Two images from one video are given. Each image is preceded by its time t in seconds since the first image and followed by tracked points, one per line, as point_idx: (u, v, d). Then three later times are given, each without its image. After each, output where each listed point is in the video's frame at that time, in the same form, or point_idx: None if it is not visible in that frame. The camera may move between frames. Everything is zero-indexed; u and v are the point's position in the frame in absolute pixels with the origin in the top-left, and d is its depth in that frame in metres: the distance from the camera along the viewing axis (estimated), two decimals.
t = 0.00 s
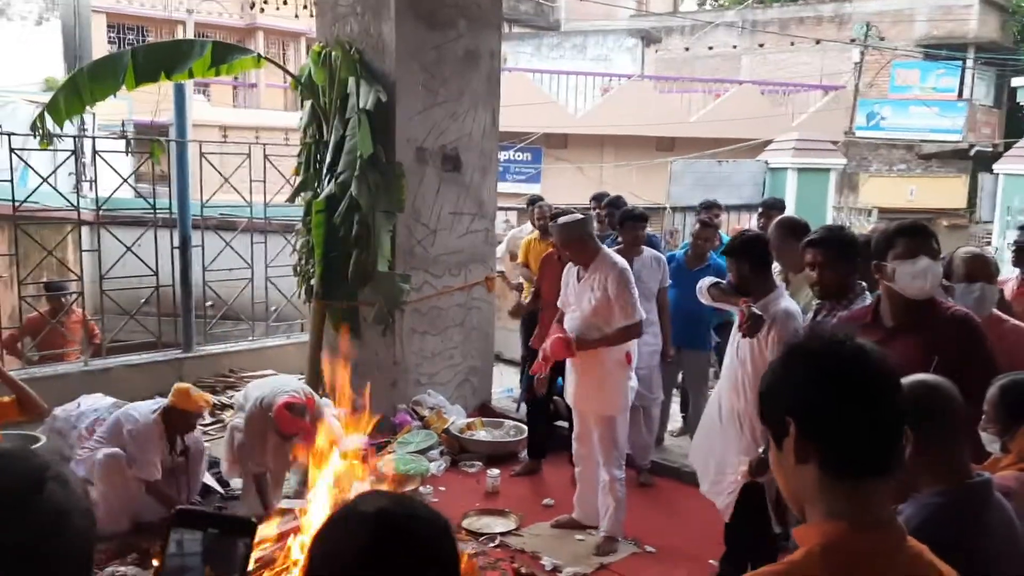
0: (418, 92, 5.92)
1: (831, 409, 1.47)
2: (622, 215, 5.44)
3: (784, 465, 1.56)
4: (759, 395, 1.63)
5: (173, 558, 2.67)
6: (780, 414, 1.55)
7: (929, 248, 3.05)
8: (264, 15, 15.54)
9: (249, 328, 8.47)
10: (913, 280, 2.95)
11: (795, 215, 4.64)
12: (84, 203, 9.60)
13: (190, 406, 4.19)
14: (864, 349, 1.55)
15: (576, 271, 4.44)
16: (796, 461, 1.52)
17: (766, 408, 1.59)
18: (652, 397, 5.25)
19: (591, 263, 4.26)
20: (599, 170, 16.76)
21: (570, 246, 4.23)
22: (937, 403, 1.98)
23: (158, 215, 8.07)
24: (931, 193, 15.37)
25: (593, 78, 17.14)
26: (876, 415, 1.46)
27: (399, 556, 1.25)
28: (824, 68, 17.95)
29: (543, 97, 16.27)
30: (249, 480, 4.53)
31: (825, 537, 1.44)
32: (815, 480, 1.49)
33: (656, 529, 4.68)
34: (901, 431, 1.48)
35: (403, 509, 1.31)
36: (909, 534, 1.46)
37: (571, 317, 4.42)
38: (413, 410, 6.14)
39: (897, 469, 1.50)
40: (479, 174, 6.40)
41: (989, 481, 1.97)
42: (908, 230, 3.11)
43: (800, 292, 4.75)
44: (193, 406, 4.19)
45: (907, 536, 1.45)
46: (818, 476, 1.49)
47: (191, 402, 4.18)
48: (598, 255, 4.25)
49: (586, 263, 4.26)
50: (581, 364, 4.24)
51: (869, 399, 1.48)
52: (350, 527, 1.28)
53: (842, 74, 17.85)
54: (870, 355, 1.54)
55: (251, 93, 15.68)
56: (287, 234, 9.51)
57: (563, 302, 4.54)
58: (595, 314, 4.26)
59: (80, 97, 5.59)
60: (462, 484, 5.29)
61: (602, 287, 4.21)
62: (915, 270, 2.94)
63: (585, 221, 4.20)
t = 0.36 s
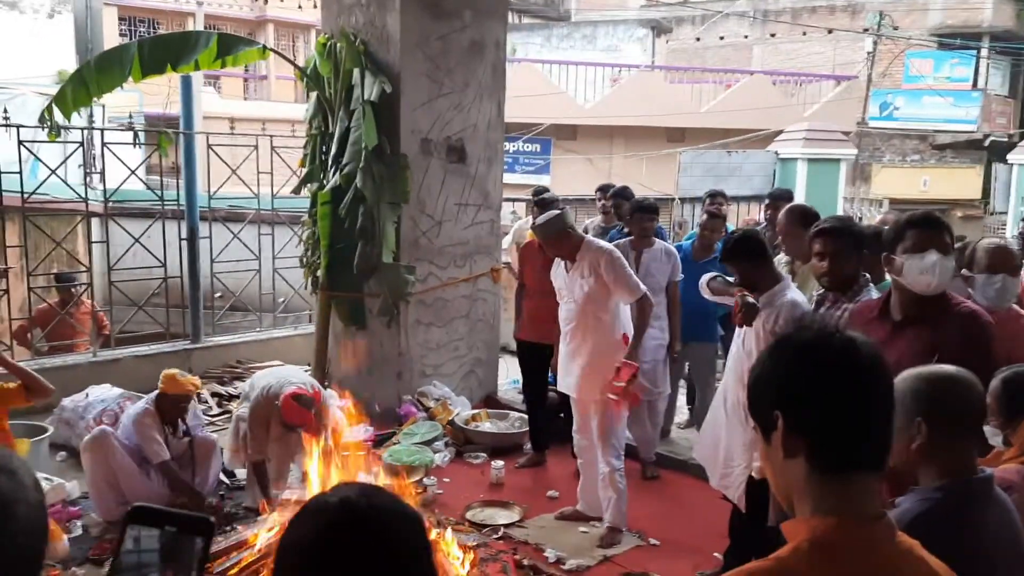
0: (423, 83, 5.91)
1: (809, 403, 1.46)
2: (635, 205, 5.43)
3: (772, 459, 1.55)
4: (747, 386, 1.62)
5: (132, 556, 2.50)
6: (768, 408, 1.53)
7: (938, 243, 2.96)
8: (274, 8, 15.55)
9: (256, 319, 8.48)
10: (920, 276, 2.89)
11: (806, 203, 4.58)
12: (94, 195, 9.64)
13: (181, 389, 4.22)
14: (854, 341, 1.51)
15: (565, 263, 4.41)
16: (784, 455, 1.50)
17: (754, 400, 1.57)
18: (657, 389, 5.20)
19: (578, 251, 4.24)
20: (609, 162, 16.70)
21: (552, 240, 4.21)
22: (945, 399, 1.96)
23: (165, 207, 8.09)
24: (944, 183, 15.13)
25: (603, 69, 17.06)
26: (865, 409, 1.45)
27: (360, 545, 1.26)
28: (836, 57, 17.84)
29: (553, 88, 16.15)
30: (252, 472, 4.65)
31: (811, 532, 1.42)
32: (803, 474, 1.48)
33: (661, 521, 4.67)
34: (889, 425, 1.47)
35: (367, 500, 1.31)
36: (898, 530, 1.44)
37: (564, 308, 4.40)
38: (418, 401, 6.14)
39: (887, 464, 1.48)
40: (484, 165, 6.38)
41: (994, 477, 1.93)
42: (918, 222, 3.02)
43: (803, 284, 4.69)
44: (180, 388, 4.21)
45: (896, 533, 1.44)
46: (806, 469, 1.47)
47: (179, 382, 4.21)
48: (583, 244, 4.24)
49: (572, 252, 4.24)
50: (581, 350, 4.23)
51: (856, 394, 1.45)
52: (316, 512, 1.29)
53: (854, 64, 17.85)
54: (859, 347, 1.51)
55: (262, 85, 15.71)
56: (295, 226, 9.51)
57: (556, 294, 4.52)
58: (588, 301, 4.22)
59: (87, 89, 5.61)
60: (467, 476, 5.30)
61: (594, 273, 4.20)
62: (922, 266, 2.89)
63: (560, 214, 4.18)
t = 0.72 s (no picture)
0: (435, 74, 5.87)
1: (816, 396, 1.38)
2: (659, 198, 5.39)
3: (776, 452, 1.48)
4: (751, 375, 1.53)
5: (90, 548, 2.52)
6: (772, 400, 1.45)
7: (959, 236, 2.90)
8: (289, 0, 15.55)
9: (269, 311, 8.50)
10: (940, 270, 2.84)
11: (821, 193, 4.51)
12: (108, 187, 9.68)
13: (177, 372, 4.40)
14: (862, 332, 1.43)
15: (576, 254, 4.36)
16: (788, 448, 1.43)
17: (758, 391, 1.49)
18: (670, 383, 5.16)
19: (589, 242, 4.19)
20: (625, 155, 16.64)
21: (565, 231, 4.16)
22: (965, 393, 1.91)
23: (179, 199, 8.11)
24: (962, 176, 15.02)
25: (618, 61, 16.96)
26: (874, 403, 1.37)
27: (346, 541, 1.22)
28: (854, 49, 17.65)
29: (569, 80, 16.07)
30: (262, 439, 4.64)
31: (813, 528, 1.36)
32: (808, 468, 1.41)
33: (671, 515, 4.64)
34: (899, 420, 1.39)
35: (353, 491, 1.28)
36: (905, 528, 1.38)
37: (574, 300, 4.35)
38: (429, 394, 6.13)
39: (895, 459, 1.40)
40: (496, 157, 6.35)
41: (1009, 475, 1.89)
42: (938, 213, 2.96)
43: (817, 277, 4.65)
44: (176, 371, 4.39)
45: (903, 531, 1.37)
46: (811, 464, 1.40)
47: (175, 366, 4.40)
48: (595, 236, 4.18)
49: (583, 243, 4.19)
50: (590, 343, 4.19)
51: (865, 388, 1.37)
52: (301, 503, 1.26)
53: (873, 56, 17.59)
54: (868, 338, 1.42)
55: (277, 78, 15.73)
56: (308, 218, 9.52)
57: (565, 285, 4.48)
58: (598, 293, 4.18)
59: (100, 81, 5.62)
60: (477, 468, 5.28)
61: (606, 265, 4.15)
62: (942, 259, 2.83)
63: (576, 204, 4.12)
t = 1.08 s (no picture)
0: (444, 66, 5.84)
1: (821, 390, 1.35)
2: (676, 192, 5.32)
3: (780, 448, 1.45)
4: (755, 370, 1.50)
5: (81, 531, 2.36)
6: (777, 395, 1.42)
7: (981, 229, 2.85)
8: None
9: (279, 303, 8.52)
10: (961, 263, 2.78)
11: (832, 185, 4.46)
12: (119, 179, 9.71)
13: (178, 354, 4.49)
14: (870, 326, 1.39)
15: (597, 246, 4.33)
16: (793, 444, 1.40)
17: (763, 385, 1.46)
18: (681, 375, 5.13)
19: (613, 235, 4.16)
20: (636, 147, 16.58)
21: (593, 220, 4.12)
22: (975, 387, 1.87)
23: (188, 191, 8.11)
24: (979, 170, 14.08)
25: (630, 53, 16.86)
26: (881, 397, 1.34)
27: (328, 538, 1.19)
28: (869, 41, 17.48)
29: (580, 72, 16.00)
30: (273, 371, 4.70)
31: (820, 526, 1.33)
32: (813, 464, 1.38)
33: (681, 510, 4.62)
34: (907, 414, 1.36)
35: (342, 484, 1.26)
36: (912, 524, 1.35)
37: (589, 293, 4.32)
38: (438, 386, 6.12)
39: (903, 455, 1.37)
40: (506, 149, 6.32)
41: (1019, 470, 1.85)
42: (958, 206, 2.91)
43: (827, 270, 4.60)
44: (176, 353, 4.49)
45: (909, 529, 1.35)
46: (816, 460, 1.37)
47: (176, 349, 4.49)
48: (620, 230, 4.15)
49: (608, 235, 4.15)
50: (604, 338, 4.16)
51: (873, 381, 1.34)
52: (290, 495, 1.24)
53: (887, 48, 17.40)
54: (876, 333, 1.38)
55: (288, 70, 15.74)
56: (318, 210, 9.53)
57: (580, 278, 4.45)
58: (617, 288, 4.15)
59: (110, 71, 5.61)
60: (485, 461, 5.27)
61: (629, 260, 4.11)
62: (964, 252, 2.77)
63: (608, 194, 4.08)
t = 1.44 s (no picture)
0: (452, 58, 5.83)
1: (818, 384, 1.34)
2: (682, 183, 5.36)
3: (777, 444, 1.44)
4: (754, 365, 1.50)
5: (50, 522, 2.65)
6: (773, 389, 1.41)
7: (992, 221, 2.83)
8: None
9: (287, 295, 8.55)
10: (972, 255, 2.76)
11: (842, 178, 4.43)
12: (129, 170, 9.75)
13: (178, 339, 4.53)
14: (866, 322, 1.38)
15: (620, 239, 4.28)
16: (788, 440, 1.40)
17: (759, 379, 1.45)
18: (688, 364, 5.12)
19: (639, 230, 4.11)
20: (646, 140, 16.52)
21: (621, 213, 4.06)
22: (982, 385, 1.87)
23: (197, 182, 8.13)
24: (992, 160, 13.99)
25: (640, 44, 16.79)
26: (877, 391, 1.33)
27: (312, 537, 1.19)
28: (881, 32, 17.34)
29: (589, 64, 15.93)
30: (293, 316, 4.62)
31: (814, 522, 1.32)
32: (807, 459, 1.38)
33: (687, 502, 4.62)
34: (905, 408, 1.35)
35: (332, 479, 1.27)
36: (907, 521, 1.34)
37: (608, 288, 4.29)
38: (445, 378, 6.13)
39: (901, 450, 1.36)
40: (514, 142, 6.31)
41: None
42: (970, 198, 2.89)
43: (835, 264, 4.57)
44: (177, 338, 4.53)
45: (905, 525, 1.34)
46: (811, 456, 1.37)
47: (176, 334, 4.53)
48: (644, 226, 4.10)
49: (634, 229, 4.10)
50: (620, 335, 4.14)
51: (869, 374, 1.33)
52: (281, 490, 1.25)
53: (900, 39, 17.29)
54: (874, 329, 1.37)
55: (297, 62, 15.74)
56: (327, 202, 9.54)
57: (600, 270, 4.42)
58: (636, 284, 4.11)
59: (119, 62, 5.62)
60: (492, 453, 5.28)
61: (652, 259, 4.06)
62: (974, 244, 2.76)
63: (640, 187, 4.01)
